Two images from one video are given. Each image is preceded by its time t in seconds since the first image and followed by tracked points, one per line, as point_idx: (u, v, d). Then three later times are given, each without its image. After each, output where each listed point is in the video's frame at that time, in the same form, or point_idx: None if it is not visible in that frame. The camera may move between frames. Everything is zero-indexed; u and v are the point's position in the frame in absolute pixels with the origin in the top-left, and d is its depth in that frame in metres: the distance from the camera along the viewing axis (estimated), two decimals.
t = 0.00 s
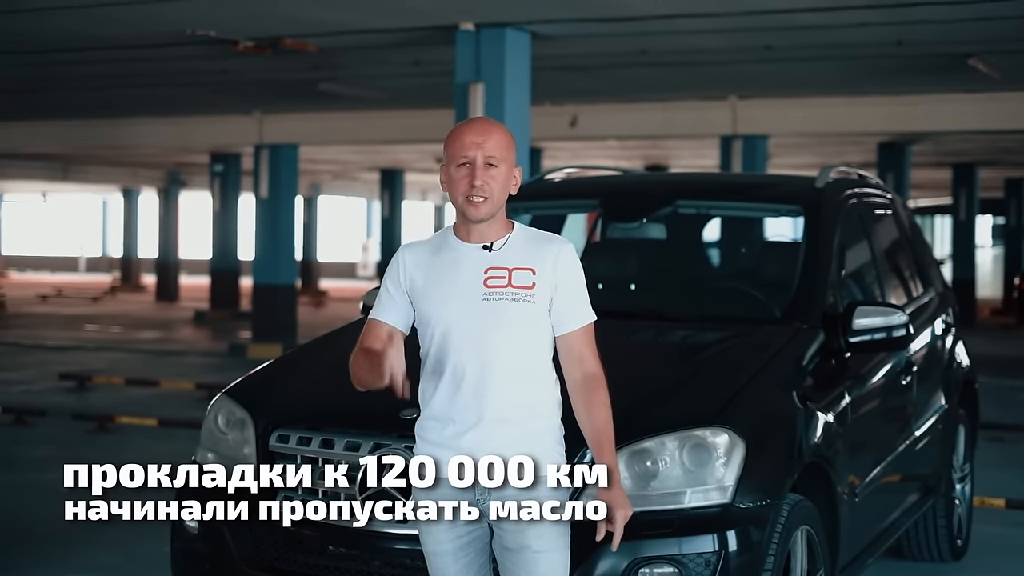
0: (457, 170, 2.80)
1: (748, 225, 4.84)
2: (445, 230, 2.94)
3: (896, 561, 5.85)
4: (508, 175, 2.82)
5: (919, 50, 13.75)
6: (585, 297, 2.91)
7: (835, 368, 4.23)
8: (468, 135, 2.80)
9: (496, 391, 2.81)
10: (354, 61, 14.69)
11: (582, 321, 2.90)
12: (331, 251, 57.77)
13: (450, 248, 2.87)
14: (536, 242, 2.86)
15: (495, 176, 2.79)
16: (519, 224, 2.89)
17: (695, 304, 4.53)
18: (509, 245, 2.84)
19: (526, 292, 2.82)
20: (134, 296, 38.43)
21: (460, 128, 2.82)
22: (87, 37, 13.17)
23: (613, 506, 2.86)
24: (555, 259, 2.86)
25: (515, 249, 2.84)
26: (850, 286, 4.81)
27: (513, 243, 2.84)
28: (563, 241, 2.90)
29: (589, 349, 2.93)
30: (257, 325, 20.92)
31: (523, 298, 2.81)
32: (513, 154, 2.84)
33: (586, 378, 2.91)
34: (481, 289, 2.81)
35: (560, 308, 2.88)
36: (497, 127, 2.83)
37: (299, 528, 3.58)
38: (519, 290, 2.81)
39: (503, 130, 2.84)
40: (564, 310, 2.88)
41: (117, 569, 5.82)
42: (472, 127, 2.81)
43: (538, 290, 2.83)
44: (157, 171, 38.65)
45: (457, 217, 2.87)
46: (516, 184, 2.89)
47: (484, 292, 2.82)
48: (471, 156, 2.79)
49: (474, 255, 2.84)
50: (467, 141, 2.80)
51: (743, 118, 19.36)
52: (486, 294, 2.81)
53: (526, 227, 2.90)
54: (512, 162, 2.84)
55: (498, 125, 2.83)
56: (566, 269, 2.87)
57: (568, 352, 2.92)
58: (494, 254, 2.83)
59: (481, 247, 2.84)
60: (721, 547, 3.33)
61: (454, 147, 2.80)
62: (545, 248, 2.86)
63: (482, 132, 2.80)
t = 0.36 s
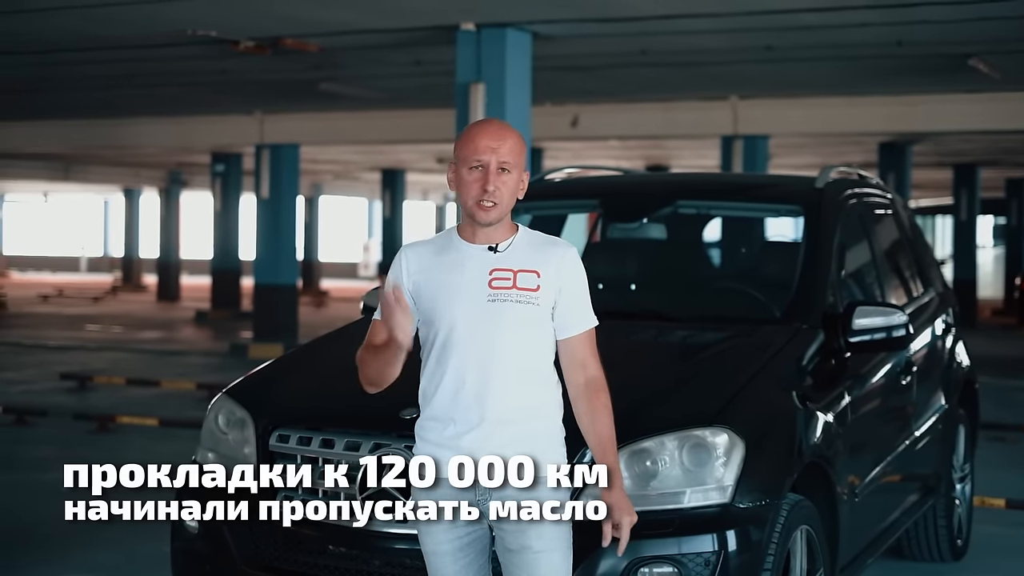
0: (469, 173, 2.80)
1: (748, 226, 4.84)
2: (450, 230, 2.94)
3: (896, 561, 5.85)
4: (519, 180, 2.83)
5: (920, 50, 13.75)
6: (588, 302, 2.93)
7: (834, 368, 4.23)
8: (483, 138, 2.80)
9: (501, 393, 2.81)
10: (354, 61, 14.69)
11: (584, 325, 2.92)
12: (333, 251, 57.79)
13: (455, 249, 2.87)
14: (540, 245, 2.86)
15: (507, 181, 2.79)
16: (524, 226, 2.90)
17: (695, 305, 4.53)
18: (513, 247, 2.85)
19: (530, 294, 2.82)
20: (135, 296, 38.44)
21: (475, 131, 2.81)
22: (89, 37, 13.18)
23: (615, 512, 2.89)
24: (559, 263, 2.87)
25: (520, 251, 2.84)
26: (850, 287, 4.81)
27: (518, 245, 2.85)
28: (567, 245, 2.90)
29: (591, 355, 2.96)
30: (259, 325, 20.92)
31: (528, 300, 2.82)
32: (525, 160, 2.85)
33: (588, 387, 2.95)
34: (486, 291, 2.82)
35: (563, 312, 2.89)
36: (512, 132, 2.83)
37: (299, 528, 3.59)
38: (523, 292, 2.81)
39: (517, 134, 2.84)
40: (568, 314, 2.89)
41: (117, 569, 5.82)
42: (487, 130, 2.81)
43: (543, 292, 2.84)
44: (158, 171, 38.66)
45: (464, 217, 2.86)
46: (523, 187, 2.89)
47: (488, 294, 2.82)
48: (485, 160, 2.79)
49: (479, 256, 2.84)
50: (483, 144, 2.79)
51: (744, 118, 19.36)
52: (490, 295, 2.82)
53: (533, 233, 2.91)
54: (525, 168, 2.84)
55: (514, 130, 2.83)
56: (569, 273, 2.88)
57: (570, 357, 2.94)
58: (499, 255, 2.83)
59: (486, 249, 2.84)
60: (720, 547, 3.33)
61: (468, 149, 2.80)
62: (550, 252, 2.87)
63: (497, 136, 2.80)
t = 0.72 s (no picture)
0: (485, 169, 2.81)
1: (749, 223, 4.83)
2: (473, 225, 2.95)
3: (896, 558, 5.85)
4: (537, 174, 2.82)
5: (920, 49, 13.76)
6: (611, 301, 2.92)
7: (834, 365, 4.23)
8: (497, 133, 2.80)
9: (520, 391, 2.82)
10: (355, 59, 14.69)
11: (608, 325, 2.92)
12: (334, 250, 57.90)
13: (477, 243, 2.87)
14: (562, 241, 2.86)
15: (522, 176, 2.79)
16: (547, 222, 2.89)
17: (695, 302, 4.53)
18: (537, 243, 2.85)
19: (552, 292, 2.82)
20: (136, 295, 38.45)
21: (490, 126, 2.81)
22: (89, 35, 13.18)
23: (638, 516, 2.91)
24: (583, 261, 2.87)
25: (542, 248, 2.84)
26: (850, 284, 4.81)
27: (541, 241, 2.85)
28: (590, 241, 2.90)
29: (615, 355, 2.95)
30: (259, 324, 20.91)
31: (548, 298, 2.82)
32: (544, 152, 2.84)
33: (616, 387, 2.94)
34: (506, 288, 2.82)
35: (585, 311, 2.88)
36: (529, 125, 2.82)
37: (298, 527, 3.58)
38: (544, 290, 2.82)
39: (535, 127, 2.83)
40: (591, 314, 2.89)
41: (118, 568, 5.81)
42: (501, 125, 2.80)
43: (564, 290, 2.83)
44: (159, 169, 38.67)
45: (485, 214, 2.87)
46: (546, 181, 2.88)
47: (509, 291, 2.82)
48: (499, 155, 2.79)
49: (501, 252, 2.84)
50: (496, 140, 2.79)
51: (744, 116, 19.37)
52: (511, 292, 2.82)
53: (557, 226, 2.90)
54: (543, 160, 2.83)
55: (530, 122, 2.82)
56: (595, 271, 2.88)
57: (594, 356, 2.94)
58: (520, 251, 2.83)
59: (508, 245, 2.84)
60: (720, 544, 3.32)
61: (482, 146, 2.80)
62: (575, 249, 2.87)
63: (512, 131, 2.79)
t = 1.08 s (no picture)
0: (503, 172, 2.80)
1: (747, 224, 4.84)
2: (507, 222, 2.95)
3: (894, 559, 5.85)
4: (557, 173, 2.79)
5: (920, 49, 13.74)
6: (644, 301, 2.87)
7: (831, 365, 4.23)
8: (512, 136, 2.78)
9: (541, 391, 2.80)
10: (354, 59, 14.69)
11: (640, 324, 2.86)
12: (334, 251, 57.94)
13: (504, 243, 2.88)
14: (590, 242, 2.84)
15: (539, 178, 2.76)
16: (576, 220, 2.87)
17: (692, 302, 4.51)
18: (563, 243, 2.83)
19: (575, 293, 2.80)
20: (136, 296, 38.46)
21: (506, 130, 2.80)
22: (88, 36, 13.18)
23: (657, 510, 2.77)
24: (609, 260, 2.84)
25: (568, 247, 2.83)
26: (848, 284, 4.81)
27: (567, 240, 2.83)
28: (623, 241, 2.88)
29: (647, 355, 2.89)
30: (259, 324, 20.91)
31: (571, 299, 2.79)
32: (563, 151, 2.80)
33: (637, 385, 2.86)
34: (529, 288, 2.81)
35: (614, 309, 2.84)
36: (544, 124, 2.79)
37: (295, 526, 3.57)
38: (566, 291, 2.80)
39: (549, 124, 2.79)
40: (623, 313, 2.84)
41: (117, 569, 5.81)
42: (516, 127, 2.79)
43: (588, 291, 2.81)
44: (159, 170, 38.66)
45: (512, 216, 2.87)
46: (572, 177, 2.85)
47: (531, 291, 2.81)
48: (513, 157, 2.77)
49: (527, 252, 2.84)
50: (510, 144, 2.78)
51: (744, 117, 19.38)
52: (533, 293, 2.81)
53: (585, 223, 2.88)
54: (562, 158, 2.80)
55: (544, 121, 2.79)
56: (626, 270, 2.85)
57: (624, 355, 2.88)
58: (546, 251, 2.83)
59: (533, 244, 2.84)
60: (715, 545, 3.32)
61: (499, 149, 2.80)
62: (602, 249, 2.84)
63: (526, 132, 2.77)
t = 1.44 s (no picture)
0: (525, 169, 2.80)
1: (746, 219, 4.80)
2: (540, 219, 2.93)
3: (889, 556, 5.84)
4: (580, 171, 2.77)
5: (918, 47, 13.74)
6: (664, 306, 2.77)
7: (825, 361, 4.23)
8: (536, 131, 2.78)
9: (547, 390, 2.77)
10: (352, 57, 14.68)
11: (658, 330, 2.75)
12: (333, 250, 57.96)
13: (526, 239, 2.86)
14: (608, 243, 2.78)
15: (560, 174, 2.75)
16: (599, 221, 2.83)
17: (688, 298, 4.49)
18: (580, 243, 2.79)
19: (585, 295, 2.75)
20: (135, 294, 38.49)
21: (532, 124, 2.80)
22: (86, 33, 13.18)
23: (637, 520, 2.67)
24: (627, 262, 2.76)
25: (584, 247, 2.78)
26: (843, 281, 4.80)
27: (587, 240, 2.79)
28: (643, 246, 2.79)
29: (664, 363, 2.77)
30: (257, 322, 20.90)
31: (581, 301, 2.75)
32: (588, 149, 2.79)
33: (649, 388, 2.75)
34: (540, 287, 2.78)
35: (628, 313, 2.75)
36: (569, 121, 2.79)
37: (288, 522, 3.57)
38: (577, 293, 2.75)
39: (575, 122, 2.79)
40: (642, 319, 2.74)
41: (114, 566, 5.80)
42: (541, 123, 2.79)
43: (598, 294, 2.74)
44: (158, 169, 38.65)
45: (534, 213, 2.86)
46: (598, 177, 2.82)
47: (543, 290, 2.78)
48: (535, 153, 2.77)
49: (544, 249, 2.81)
50: (534, 138, 2.78)
51: (742, 115, 19.39)
52: (544, 291, 2.77)
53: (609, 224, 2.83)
54: (585, 157, 2.78)
55: (569, 119, 2.79)
56: (650, 275, 2.76)
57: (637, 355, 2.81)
58: (563, 250, 2.79)
59: (551, 242, 2.81)
60: (708, 540, 3.32)
61: (523, 146, 2.80)
62: (623, 251, 2.77)
63: (550, 127, 2.78)
